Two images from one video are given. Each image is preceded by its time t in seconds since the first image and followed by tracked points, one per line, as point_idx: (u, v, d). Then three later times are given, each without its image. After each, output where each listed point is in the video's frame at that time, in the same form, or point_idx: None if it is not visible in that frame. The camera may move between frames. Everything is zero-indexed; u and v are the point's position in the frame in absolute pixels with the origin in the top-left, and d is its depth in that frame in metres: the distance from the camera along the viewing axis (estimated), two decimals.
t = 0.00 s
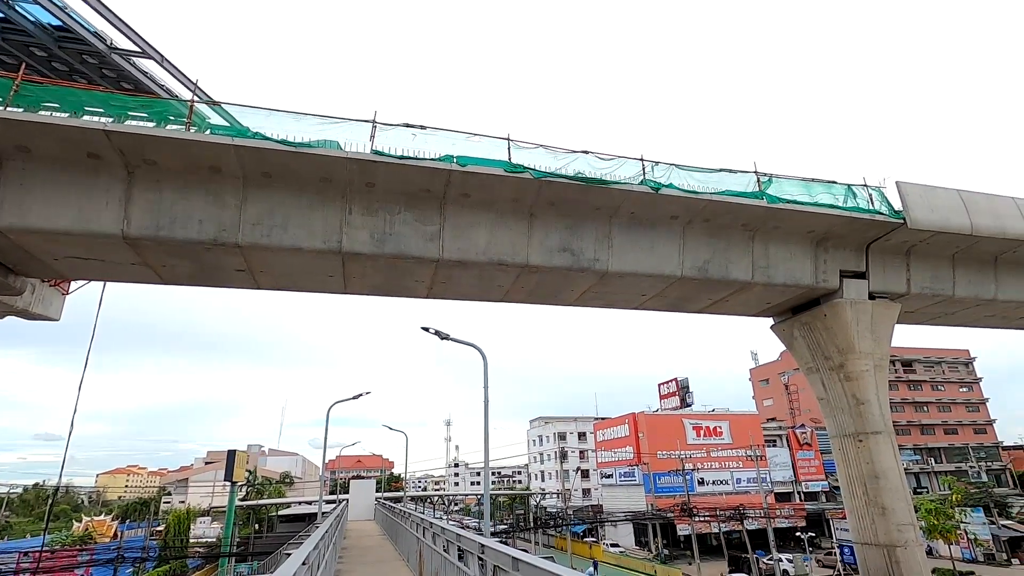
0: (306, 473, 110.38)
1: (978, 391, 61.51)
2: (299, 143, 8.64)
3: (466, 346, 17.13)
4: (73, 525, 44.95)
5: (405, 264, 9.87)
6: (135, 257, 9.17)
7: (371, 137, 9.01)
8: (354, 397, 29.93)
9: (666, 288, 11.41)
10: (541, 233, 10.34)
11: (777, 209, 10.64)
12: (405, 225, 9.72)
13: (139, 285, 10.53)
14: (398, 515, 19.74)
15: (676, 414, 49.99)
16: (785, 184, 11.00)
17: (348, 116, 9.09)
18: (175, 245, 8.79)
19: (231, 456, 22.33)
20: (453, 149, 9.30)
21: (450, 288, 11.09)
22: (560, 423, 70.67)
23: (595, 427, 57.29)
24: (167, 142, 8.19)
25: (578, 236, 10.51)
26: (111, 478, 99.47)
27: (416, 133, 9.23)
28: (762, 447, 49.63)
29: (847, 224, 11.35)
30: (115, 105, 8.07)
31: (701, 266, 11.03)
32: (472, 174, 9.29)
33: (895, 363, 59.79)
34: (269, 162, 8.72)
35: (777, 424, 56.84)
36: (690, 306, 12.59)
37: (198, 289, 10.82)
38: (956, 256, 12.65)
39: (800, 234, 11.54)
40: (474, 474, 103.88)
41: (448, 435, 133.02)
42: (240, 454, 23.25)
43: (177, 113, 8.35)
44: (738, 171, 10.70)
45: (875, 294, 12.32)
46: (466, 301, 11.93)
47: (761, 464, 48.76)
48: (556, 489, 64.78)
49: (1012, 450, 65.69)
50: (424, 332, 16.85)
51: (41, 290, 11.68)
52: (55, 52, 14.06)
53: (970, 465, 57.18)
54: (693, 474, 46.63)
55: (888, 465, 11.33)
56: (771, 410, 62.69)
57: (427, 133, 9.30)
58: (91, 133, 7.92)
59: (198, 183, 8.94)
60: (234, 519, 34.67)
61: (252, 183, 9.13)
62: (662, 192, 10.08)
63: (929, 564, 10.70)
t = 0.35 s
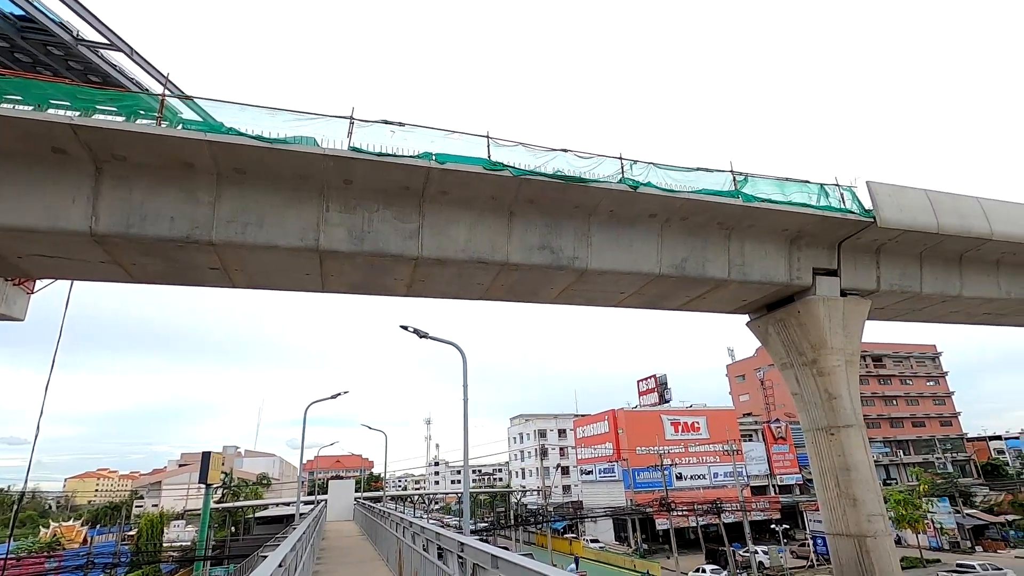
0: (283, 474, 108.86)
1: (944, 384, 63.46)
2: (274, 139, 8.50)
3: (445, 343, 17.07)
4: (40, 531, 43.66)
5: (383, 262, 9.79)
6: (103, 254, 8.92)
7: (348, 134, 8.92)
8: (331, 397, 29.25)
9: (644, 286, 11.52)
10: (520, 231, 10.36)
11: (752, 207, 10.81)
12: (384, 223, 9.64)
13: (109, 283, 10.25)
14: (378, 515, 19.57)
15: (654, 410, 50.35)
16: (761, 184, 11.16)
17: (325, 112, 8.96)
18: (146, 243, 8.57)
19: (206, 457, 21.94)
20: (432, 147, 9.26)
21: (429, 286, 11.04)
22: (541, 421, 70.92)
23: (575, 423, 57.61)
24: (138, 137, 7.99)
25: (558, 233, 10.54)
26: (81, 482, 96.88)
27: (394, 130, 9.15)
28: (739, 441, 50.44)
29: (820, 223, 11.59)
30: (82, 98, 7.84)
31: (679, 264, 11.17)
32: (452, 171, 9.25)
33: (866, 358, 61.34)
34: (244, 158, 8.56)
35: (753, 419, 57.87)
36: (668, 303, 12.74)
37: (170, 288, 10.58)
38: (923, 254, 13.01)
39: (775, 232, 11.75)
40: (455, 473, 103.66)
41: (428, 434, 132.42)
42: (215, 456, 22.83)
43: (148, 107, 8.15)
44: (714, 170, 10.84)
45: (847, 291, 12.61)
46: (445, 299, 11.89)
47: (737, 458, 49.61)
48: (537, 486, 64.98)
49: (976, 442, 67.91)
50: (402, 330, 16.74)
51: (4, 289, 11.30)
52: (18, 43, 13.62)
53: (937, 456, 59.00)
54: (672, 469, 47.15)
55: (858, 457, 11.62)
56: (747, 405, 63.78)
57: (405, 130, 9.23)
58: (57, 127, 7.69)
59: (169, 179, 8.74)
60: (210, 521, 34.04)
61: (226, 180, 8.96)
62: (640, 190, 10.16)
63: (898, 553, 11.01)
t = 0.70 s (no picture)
0: (256, 470, 107.34)
1: (906, 373, 65.69)
2: (245, 128, 8.30)
3: (420, 336, 16.97)
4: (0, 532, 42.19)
5: (358, 254, 9.67)
6: (64, 246, 8.63)
7: (321, 124, 8.75)
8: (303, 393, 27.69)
9: (620, 279, 11.62)
10: (496, 224, 10.33)
11: (724, 201, 10.98)
12: (357, 215, 9.51)
13: (70, 275, 9.90)
14: (353, 509, 19.45)
15: (629, 401, 50.96)
16: (733, 178, 11.33)
17: (296, 102, 8.78)
18: (109, 234, 8.30)
19: (175, 453, 21.51)
20: (407, 138, 9.15)
21: (404, 279, 10.95)
22: (517, 413, 71.20)
23: (551, 415, 57.99)
24: (99, 125, 7.71)
25: (533, 226, 10.55)
26: (43, 482, 93.89)
27: (368, 121, 9.01)
28: (711, 431, 51.48)
29: (790, 217, 11.84)
30: (39, 84, 7.53)
31: (653, 257, 11.29)
32: (427, 163, 9.16)
33: (833, 349, 63.06)
34: (212, 147, 8.34)
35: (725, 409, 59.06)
36: (643, 296, 12.89)
37: (135, 280, 10.27)
38: (888, 247, 13.40)
39: (746, 225, 11.96)
40: (432, 466, 103.54)
41: (405, 428, 131.87)
42: (185, 452, 22.37)
43: (110, 94, 7.87)
44: (688, 164, 10.96)
45: (815, 283, 12.93)
46: (421, 292, 11.81)
47: (709, 447, 50.67)
48: (513, 478, 65.34)
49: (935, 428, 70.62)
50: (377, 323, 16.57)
51: None
52: None
53: (899, 442, 61.18)
54: (646, 458, 47.84)
55: (824, 445, 11.97)
56: (719, 396, 65.08)
57: (379, 121, 9.10)
58: (12, 114, 7.37)
59: (133, 169, 8.47)
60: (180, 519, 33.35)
61: (194, 169, 8.72)
62: (615, 184, 10.22)
63: (862, 536, 11.39)
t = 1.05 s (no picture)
0: (225, 468, 105.25)
1: (868, 366, 67.83)
2: (211, 118, 8.08)
3: (393, 331, 16.83)
4: None
5: (330, 248, 9.52)
6: (20, 238, 8.29)
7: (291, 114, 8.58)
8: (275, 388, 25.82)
9: (594, 274, 11.70)
10: (471, 218, 10.29)
11: (696, 197, 11.14)
12: (329, 208, 9.36)
13: (27, 268, 9.51)
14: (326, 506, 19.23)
15: (604, 395, 51.41)
16: (705, 175, 11.50)
17: (266, 92, 8.58)
18: (68, 225, 7.99)
19: (140, 452, 20.90)
20: (380, 130, 9.03)
21: (378, 274, 10.83)
22: (491, 408, 71.26)
23: (526, 410, 58.19)
24: (57, 111, 7.41)
25: (508, 221, 10.54)
26: None
27: (340, 112, 8.87)
28: (682, 424, 52.39)
29: (759, 214, 12.08)
30: None
31: (627, 252, 11.40)
32: (400, 156, 9.05)
33: (800, 342, 64.72)
34: (177, 137, 8.09)
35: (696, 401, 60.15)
36: (616, 291, 13.01)
37: (97, 274, 9.93)
38: (852, 244, 13.79)
39: (717, 221, 12.17)
40: (406, 461, 103.01)
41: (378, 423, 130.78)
42: (150, 450, 21.77)
43: (68, 80, 7.57)
44: (661, 161, 11.07)
45: (783, 278, 13.24)
46: (394, 286, 11.69)
47: (681, 439, 51.59)
48: (488, 472, 65.45)
49: (895, 419, 73.17)
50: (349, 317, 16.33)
51: None
52: None
53: (861, 433, 63.26)
54: (619, 451, 48.42)
55: (791, 436, 12.28)
56: (690, 389, 66.24)
57: (352, 112, 8.96)
58: None
59: (94, 158, 8.18)
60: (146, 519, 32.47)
61: (159, 159, 8.45)
62: (590, 179, 10.27)
63: (825, 524, 11.75)
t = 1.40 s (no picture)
0: (190, 468, 102.63)
1: (832, 365, 69.79)
2: (178, 108, 7.85)
3: (364, 328, 16.65)
4: None
5: (301, 244, 9.36)
6: None
7: (262, 106, 8.40)
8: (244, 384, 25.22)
9: (568, 272, 11.76)
10: (445, 215, 10.24)
11: (669, 198, 11.30)
12: (301, 203, 9.20)
13: None
14: (293, 506, 18.94)
15: (576, 393, 51.73)
16: (678, 176, 11.66)
17: (235, 83, 8.38)
18: (24, 217, 7.68)
19: (100, 452, 20.26)
20: (354, 125, 8.91)
21: (350, 270, 10.69)
22: (465, 406, 71.05)
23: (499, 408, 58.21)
24: (11, 97, 7.11)
25: (482, 219, 10.52)
26: None
27: (313, 106, 8.74)
28: (653, 421, 53.09)
29: (729, 215, 12.32)
30: None
31: (601, 251, 11.49)
32: (374, 151, 8.94)
33: (767, 342, 66.23)
34: (142, 126, 7.85)
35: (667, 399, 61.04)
36: (590, 290, 13.10)
37: (54, 266, 9.54)
38: (817, 247, 14.18)
39: (689, 222, 12.37)
40: (377, 460, 101.99)
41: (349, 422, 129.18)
42: (110, 450, 21.09)
43: (25, 65, 7.29)
44: (635, 162, 11.18)
45: (752, 279, 13.52)
46: (367, 283, 11.56)
47: (651, 437, 52.30)
48: (461, 470, 65.32)
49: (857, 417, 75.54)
50: (319, 314, 16.05)
51: None
52: None
53: (824, 430, 65.09)
54: (591, 449, 48.79)
55: (757, 433, 12.56)
56: (662, 387, 67.21)
57: (325, 106, 8.82)
58: None
59: (52, 147, 7.88)
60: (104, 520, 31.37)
61: (122, 150, 8.19)
62: (564, 178, 10.32)
63: (789, 518, 12.07)
